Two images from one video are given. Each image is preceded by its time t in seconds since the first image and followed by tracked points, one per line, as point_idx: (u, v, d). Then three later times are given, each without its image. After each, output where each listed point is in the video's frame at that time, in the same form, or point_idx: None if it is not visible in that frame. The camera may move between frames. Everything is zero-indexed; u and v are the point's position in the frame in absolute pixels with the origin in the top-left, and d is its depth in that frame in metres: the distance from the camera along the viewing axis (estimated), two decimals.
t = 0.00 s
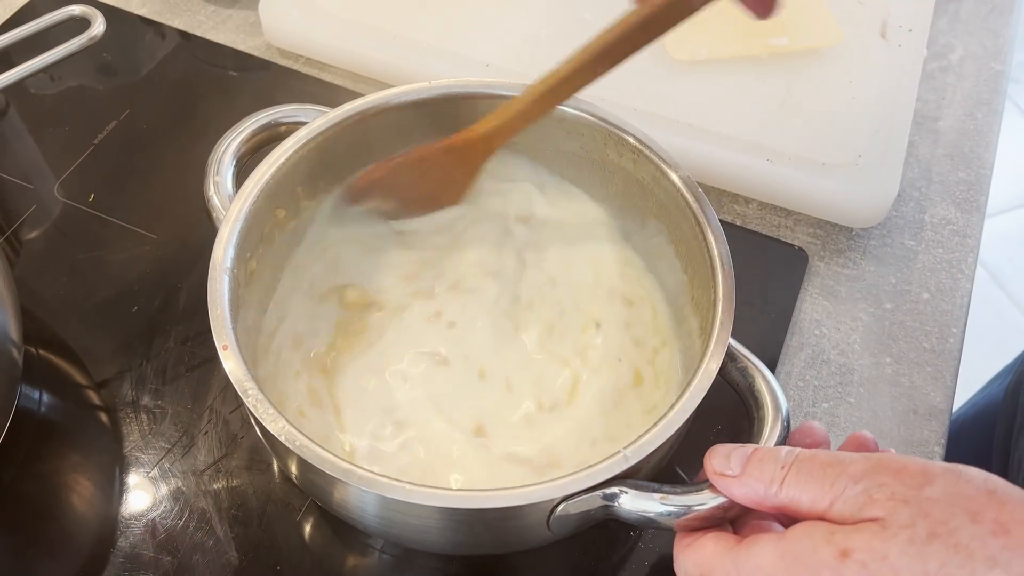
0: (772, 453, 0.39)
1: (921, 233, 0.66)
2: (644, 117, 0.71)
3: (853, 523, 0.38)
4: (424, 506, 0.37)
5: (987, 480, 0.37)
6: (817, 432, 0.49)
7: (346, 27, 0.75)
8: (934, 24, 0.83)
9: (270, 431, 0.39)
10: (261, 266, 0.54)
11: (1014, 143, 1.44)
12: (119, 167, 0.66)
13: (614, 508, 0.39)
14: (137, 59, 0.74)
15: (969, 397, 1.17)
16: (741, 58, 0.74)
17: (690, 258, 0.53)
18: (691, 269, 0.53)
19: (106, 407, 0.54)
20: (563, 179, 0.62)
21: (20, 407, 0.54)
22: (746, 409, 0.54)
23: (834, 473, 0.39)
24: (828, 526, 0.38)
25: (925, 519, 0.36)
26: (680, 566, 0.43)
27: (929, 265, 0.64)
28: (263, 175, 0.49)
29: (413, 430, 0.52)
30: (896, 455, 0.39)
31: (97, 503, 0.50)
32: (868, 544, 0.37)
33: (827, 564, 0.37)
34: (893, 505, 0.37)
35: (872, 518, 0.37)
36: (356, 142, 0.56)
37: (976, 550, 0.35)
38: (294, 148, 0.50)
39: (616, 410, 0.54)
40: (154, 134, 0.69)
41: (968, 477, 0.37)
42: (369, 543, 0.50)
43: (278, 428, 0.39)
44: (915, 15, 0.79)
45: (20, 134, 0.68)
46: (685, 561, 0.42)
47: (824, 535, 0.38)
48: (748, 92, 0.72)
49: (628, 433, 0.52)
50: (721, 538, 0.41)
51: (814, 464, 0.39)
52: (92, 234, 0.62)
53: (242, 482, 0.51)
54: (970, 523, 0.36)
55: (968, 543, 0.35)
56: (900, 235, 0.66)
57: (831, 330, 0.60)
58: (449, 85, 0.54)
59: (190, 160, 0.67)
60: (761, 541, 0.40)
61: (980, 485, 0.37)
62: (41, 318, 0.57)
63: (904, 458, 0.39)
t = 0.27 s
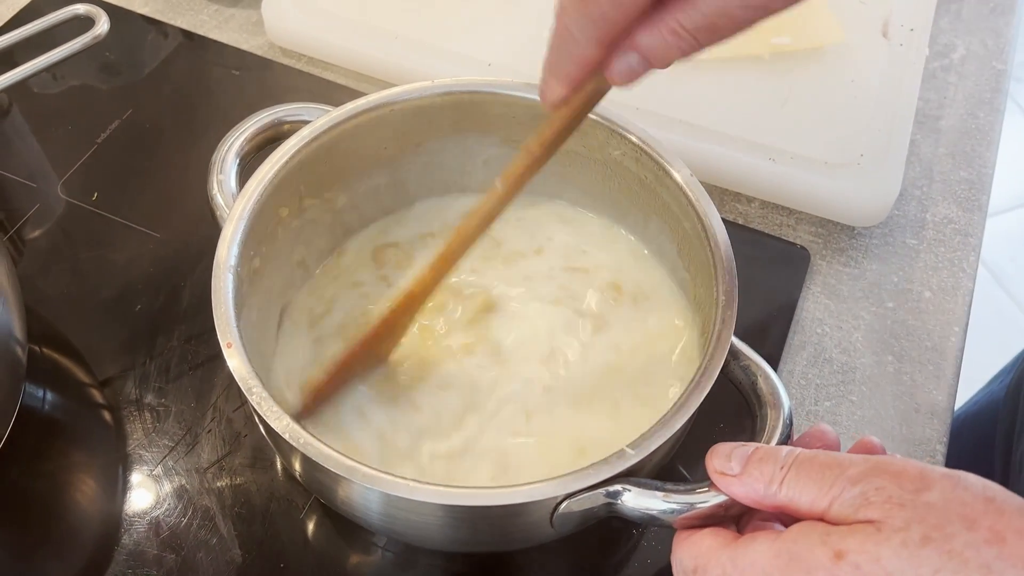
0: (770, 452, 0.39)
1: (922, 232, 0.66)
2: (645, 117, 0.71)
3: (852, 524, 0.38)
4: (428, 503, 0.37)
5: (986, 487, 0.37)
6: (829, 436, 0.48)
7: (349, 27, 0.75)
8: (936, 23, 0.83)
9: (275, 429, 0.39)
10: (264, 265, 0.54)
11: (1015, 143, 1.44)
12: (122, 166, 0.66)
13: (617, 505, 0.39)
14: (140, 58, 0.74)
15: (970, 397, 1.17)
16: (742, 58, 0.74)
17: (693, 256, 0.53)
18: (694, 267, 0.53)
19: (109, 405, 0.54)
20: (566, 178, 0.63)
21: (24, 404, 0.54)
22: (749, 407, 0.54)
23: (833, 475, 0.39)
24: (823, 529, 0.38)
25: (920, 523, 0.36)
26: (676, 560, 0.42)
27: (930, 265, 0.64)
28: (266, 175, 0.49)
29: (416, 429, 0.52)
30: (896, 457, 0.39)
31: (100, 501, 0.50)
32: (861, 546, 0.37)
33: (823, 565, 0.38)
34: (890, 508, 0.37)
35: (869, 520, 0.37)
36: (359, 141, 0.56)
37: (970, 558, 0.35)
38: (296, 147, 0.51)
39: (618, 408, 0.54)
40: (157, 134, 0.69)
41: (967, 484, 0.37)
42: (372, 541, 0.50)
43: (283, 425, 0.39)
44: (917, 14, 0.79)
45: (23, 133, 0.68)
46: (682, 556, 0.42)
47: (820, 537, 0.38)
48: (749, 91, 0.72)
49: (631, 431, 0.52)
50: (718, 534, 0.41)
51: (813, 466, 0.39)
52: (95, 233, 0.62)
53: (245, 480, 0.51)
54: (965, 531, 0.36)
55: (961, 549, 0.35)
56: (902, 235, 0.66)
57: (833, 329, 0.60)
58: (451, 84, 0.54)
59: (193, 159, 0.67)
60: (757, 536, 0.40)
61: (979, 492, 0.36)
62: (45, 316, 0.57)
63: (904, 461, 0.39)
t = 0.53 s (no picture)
0: (776, 454, 0.39)
1: (925, 232, 0.66)
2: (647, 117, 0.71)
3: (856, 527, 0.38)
4: (430, 504, 0.37)
5: (991, 490, 0.37)
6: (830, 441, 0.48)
7: (350, 26, 0.75)
8: (938, 23, 0.83)
9: (277, 430, 0.39)
10: (266, 266, 0.54)
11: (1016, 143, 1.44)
12: (123, 166, 0.66)
13: (619, 507, 0.39)
14: (141, 58, 0.74)
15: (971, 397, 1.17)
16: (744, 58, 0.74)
17: (695, 257, 0.53)
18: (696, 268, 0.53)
19: (110, 405, 0.54)
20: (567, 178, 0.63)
21: (25, 405, 0.54)
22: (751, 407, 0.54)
23: (838, 477, 0.39)
24: (829, 531, 0.38)
25: (927, 527, 0.36)
26: (679, 561, 0.43)
27: (932, 265, 0.64)
28: (268, 175, 0.49)
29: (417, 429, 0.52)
30: (901, 462, 0.39)
31: (102, 501, 0.50)
32: (868, 550, 0.36)
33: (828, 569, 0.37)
34: (895, 511, 0.37)
35: (873, 523, 0.37)
36: (361, 141, 0.56)
37: (976, 561, 0.35)
38: (298, 148, 0.50)
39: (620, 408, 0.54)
40: (158, 134, 0.69)
41: (971, 487, 0.37)
42: (374, 542, 0.50)
43: (284, 426, 0.39)
44: (919, 14, 0.79)
45: (24, 133, 0.68)
46: (685, 556, 0.42)
47: (826, 539, 0.38)
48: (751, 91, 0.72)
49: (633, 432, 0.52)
50: (722, 536, 0.42)
51: (818, 468, 0.39)
52: (96, 234, 0.62)
53: (246, 480, 0.51)
54: (972, 533, 0.35)
55: (968, 552, 0.35)
56: (904, 235, 0.65)
57: (835, 330, 0.60)
58: (453, 84, 0.54)
59: (194, 159, 0.67)
60: (762, 539, 0.40)
61: (983, 494, 0.37)
62: (46, 317, 0.57)
63: (909, 465, 0.39)
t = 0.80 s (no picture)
0: (779, 459, 0.39)
1: (928, 234, 0.66)
2: (650, 118, 0.70)
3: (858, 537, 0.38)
4: (433, 508, 0.37)
5: (994, 497, 0.37)
6: (830, 435, 0.49)
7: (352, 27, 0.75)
8: (941, 24, 0.82)
9: (279, 433, 0.39)
10: (268, 267, 0.54)
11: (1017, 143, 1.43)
12: (125, 167, 0.66)
13: (622, 510, 0.39)
14: (143, 59, 0.74)
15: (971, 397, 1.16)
16: (747, 59, 0.74)
17: (698, 258, 0.53)
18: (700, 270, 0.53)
19: (112, 407, 0.54)
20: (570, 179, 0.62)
21: (27, 406, 0.54)
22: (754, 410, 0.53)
23: (841, 483, 0.39)
24: (834, 540, 0.38)
25: (929, 538, 0.36)
26: (685, 567, 0.43)
27: (935, 267, 0.63)
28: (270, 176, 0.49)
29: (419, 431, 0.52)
30: (904, 467, 0.39)
31: (103, 503, 0.50)
32: (871, 562, 0.37)
33: None
34: (897, 521, 0.37)
35: (876, 533, 0.37)
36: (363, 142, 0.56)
37: (979, 571, 0.35)
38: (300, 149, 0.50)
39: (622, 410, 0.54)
40: (160, 135, 0.69)
41: (975, 494, 0.37)
42: (376, 544, 0.50)
43: (286, 429, 0.39)
44: (922, 15, 0.79)
45: (26, 134, 0.68)
46: (690, 563, 0.42)
47: (828, 552, 0.38)
48: (754, 92, 0.72)
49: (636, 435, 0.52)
50: (727, 543, 0.42)
51: (821, 474, 0.39)
52: (97, 235, 0.62)
53: (248, 483, 0.51)
54: (974, 543, 0.36)
55: (971, 563, 0.36)
56: (907, 237, 0.65)
57: (838, 331, 0.60)
58: (456, 86, 0.54)
59: (196, 160, 0.67)
60: (766, 551, 0.40)
61: (987, 502, 0.37)
62: (48, 318, 0.57)
63: (912, 470, 0.39)
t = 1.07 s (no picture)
0: (779, 461, 0.39)
1: (929, 233, 0.65)
2: (650, 117, 0.70)
3: (862, 542, 0.38)
4: (431, 509, 0.37)
5: (997, 497, 0.37)
6: (827, 423, 0.49)
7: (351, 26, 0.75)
8: (942, 22, 0.82)
9: (276, 433, 0.38)
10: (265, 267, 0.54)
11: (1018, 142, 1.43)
12: (123, 166, 0.66)
13: (621, 511, 0.39)
14: (141, 57, 0.74)
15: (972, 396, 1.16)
16: (748, 57, 0.73)
17: (698, 255, 0.53)
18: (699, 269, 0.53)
19: (110, 407, 0.53)
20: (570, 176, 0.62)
21: (23, 406, 0.54)
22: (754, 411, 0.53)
23: (841, 486, 0.38)
24: (839, 546, 0.39)
25: (934, 543, 0.36)
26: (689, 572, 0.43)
27: (936, 266, 0.63)
28: (267, 175, 0.49)
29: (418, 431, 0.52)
30: (904, 466, 0.39)
31: (100, 503, 0.50)
32: (876, 569, 0.37)
33: None
34: (901, 526, 0.37)
35: (880, 538, 0.37)
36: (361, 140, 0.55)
37: None
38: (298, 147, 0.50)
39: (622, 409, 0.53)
40: (158, 134, 0.68)
41: (977, 495, 0.37)
42: (374, 545, 0.49)
43: (284, 429, 0.38)
44: (924, 13, 0.78)
45: (23, 133, 0.68)
46: (694, 568, 0.43)
47: (833, 561, 0.38)
48: (755, 90, 0.72)
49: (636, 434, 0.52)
50: (730, 551, 0.42)
51: (821, 476, 0.38)
52: (95, 234, 0.61)
53: (246, 483, 0.51)
54: (980, 547, 0.36)
55: (977, 568, 0.36)
56: (908, 236, 0.65)
57: (839, 331, 0.59)
58: (454, 84, 0.53)
59: (193, 159, 0.67)
60: (771, 558, 0.40)
61: (990, 503, 0.37)
62: (45, 318, 0.57)
63: (912, 470, 0.38)
